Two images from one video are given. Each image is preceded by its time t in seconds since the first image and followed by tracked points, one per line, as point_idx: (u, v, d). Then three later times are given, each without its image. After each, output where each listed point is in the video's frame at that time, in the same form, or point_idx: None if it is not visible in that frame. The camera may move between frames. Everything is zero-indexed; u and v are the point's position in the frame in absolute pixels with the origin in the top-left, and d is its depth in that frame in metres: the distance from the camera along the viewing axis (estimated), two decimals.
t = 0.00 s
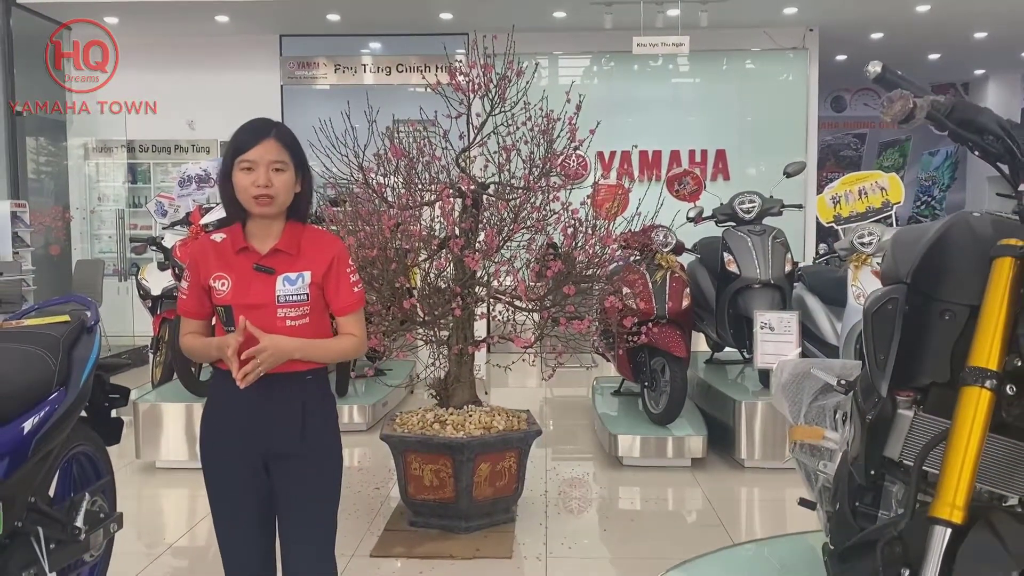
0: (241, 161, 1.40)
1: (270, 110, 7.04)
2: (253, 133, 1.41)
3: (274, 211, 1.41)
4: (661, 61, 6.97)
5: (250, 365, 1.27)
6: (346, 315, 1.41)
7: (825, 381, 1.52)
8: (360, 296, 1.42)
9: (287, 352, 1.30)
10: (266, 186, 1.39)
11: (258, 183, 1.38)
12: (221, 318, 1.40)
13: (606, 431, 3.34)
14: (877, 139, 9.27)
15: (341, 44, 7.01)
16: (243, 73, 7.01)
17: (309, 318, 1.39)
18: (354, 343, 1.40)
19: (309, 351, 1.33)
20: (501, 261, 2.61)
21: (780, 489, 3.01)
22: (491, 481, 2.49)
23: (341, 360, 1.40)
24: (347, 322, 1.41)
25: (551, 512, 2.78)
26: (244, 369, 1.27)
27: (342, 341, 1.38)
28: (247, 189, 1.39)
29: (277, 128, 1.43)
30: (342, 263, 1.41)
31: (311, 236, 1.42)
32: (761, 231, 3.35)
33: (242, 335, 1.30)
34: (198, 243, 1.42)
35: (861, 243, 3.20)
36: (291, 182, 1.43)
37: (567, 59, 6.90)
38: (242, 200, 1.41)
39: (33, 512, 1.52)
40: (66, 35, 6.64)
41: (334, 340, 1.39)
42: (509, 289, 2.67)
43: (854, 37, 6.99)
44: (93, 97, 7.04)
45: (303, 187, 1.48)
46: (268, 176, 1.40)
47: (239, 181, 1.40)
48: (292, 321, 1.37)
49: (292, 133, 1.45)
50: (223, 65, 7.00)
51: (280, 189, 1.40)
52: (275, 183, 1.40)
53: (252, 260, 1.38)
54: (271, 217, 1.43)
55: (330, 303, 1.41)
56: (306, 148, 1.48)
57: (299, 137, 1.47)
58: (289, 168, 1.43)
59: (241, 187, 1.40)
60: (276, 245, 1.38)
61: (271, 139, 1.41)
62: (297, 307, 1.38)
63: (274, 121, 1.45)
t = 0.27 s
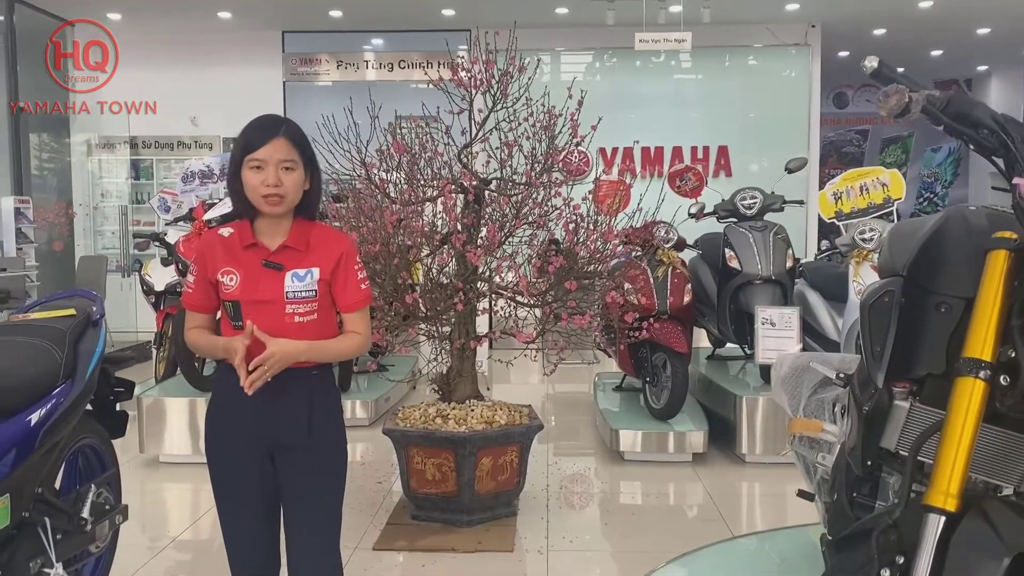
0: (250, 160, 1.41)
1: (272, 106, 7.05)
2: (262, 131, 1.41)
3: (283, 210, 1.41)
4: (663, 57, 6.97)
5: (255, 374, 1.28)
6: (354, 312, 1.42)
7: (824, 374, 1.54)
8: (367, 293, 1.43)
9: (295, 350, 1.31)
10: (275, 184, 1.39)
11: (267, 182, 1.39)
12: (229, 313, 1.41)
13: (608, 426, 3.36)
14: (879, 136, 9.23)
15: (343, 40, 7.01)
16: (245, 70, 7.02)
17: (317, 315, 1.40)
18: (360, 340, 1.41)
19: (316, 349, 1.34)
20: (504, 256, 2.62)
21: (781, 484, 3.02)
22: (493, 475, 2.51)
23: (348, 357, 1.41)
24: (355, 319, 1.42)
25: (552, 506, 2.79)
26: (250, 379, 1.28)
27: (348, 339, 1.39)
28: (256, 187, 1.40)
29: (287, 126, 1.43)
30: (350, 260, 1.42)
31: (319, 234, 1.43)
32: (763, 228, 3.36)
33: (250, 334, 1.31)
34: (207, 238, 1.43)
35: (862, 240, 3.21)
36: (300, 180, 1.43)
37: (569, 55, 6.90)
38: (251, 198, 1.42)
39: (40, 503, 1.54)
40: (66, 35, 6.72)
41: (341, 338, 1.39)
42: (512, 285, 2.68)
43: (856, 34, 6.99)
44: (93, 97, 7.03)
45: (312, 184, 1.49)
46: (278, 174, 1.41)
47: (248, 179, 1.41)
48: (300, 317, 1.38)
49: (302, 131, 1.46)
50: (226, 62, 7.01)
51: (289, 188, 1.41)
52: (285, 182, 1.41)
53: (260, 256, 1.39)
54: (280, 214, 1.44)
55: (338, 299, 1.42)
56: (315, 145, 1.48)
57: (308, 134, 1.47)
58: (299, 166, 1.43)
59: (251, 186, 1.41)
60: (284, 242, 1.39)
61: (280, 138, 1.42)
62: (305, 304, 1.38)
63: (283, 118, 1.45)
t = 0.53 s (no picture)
0: (259, 148, 1.41)
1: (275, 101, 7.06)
2: (270, 119, 1.42)
3: (291, 199, 1.42)
4: (666, 51, 6.95)
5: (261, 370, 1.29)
6: (362, 304, 1.42)
7: (824, 364, 1.56)
8: (375, 285, 1.42)
9: (304, 342, 1.30)
10: (283, 173, 1.40)
11: (275, 170, 1.40)
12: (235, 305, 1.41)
13: (610, 419, 3.37)
14: (882, 131, 9.13)
15: (346, 35, 6.99)
16: (247, 64, 7.02)
17: (324, 307, 1.40)
18: (367, 332, 1.41)
19: (325, 341, 1.34)
20: (505, 249, 2.63)
21: (782, 477, 3.04)
22: (494, 466, 2.53)
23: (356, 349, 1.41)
24: (363, 311, 1.42)
25: (554, 498, 2.81)
26: (260, 372, 1.29)
27: (356, 331, 1.39)
28: (264, 176, 1.40)
29: (295, 114, 1.44)
30: (357, 251, 1.41)
31: (327, 224, 1.43)
32: (765, 221, 3.37)
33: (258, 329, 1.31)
34: (213, 229, 1.43)
35: (864, 233, 3.23)
36: (308, 169, 1.44)
37: (572, 49, 6.89)
38: (259, 186, 1.43)
39: (45, 490, 1.56)
40: (65, 36, 6.81)
41: (349, 329, 1.39)
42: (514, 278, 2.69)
43: (859, 28, 6.96)
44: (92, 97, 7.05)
45: (319, 174, 1.50)
46: (286, 163, 1.41)
47: (256, 167, 1.42)
48: (307, 309, 1.38)
49: (309, 120, 1.47)
50: (228, 56, 7.01)
51: (297, 177, 1.42)
52: (293, 170, 1.42)
53: (267, 247, 1.40)
54: (287, 204, 1.44)
55: (345, 291, 1.42)
56: (322, 135, 1.49)
57: (315, 124, 1.48)
58: (307, 155, 1.44)
59: (259, 174, 1.41)
60: (291, 232, 1.39)
61: (289, 126, 1.42)
62: (312, 295, 1.38)
63: (291, 108, 1.46)
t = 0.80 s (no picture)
0: (270, 136, 1.41)
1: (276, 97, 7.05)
2: (282, 109, 1.42)
3: (301, 190, 1.42)
4: (669, 47, 6.94)
5: (270, 341, 1.27)
6: (369, 301, 1.41)
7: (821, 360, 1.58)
8: (383, 281, 1.42)
9: (310, 328, 1.30)
10: (294, 163, 1.41)
11: (286, 159, 1.40)
12: (239, 298, 1.40)
13: (610, 414, 3.37)
14: (884, 126, 9.11)
15: (347, 30, 6.98)
16: (248, 60, 7.02)
17: (331, 302, 1.39)
18: (374, 330, 1.40)
19: (332, 333, 1.33)
20: (505, 245, 2.63)
21: (782, 472, 3.04)
22: (494, 462, 2.53)
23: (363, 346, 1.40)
24: (370, 307, 1.41)
25: (554, 493, 2.82)
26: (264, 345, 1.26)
27: (363, 328, 1.38)
28: (275, 165, 1.41)
29: (307, 104, 1.44)
30: (366, 245, 1.42)
31: (335, 218, 1.43)
32: (765, 217, 3.37)
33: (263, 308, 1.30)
34: (219, 222, 1.43)
35: (864, 229, 3.20)
36: (319, 161, 1.44)
37: (574, 44, 6.88)
38: (269, 176, 1.43)
39: (47, 485, 1.57)
40: (66, 35, 6.80)
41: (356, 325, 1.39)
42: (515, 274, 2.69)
43: (861, 24, 6.94)
44: (93, 97, 7.01)
45: (329, 168, 1.50)
46: (298, 153, 1.42)
47: (267, 156, 1.42)
48: (314, 303, 1.37)
49: (322, 112, 1.47)
50: (230, 52, 7.01)
51: (308, 167, 1.42)
52: (304, 160, 1.42)
53: (274, 239, 1.39)
54: (296, 196, 1.44)
55: (353, 287, 1.41)
56: (333, 128, 1.50)
57: (327, 116, 1.48)
58: (318, 146, 1.44)
59: (269, 163, 1.41)
60: (299, 224, 1.39)
61: (301, 116, 1.43)
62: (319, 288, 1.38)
63: (303, 98, 1.46)
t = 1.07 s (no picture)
0: (292, 125, 1.39)
1: (278, 95, 7.05)
2: (307, 99, 1.40)
3: (319, 182, 1.40)
4: (671, 44, 6.93)
5: (289, 355, 1.23)
6: (381, 301, 1.41)
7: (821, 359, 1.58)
8: (396, 282, 1.41)
9: (326, 334, 1.27)
10: (316, 153, 1.38)
11: (309, 148, 1.38)
12: (250, 297, 1.37)
13: (612, 412, 3.38)
14: (887, 123, 9.09)
15: (349, 27, 6.97)
16: (250, 57, 7.02)
17: (343, 303, 1.37)
18: (386, 332, 1.40)
19: (346, 337, 1.31)
20: (507, 243, 2.64)
21: (784, 470, 3.04)
22: (496, 459, 2.54)
23: (374, 348, 1.39)
24: (380, 309, 1.41)
25: (556, 490, 2.83)
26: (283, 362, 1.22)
27: (375, 331, 1.38)
28: (296, 153, 1.38)
29: (330, 98, 1.43)
30: (380, 245, 1.40)
31: (349, 216, 1.41)
32: (767, 215, 3.37)
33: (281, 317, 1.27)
34: (230, 219, 1.40)
35: (865, 227, 3.20)
36: (340, 154, 1.42)
37: (575, 41, 6.88)
38: (287, 166, 1.41)
39: (52, 483, 1.59)
40: (66, 36, 6.88)
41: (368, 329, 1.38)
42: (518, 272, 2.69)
43: (864, 20, 6.92)
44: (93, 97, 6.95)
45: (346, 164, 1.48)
46: (320, 144, 1.40)
47: (288, 144, 1.40)
48: (326, 303, 1.35)
49: (343, 105, 1.46)
50: (232, 49, 7.01)
51: (329, 160, 1.40)
52: (325, 151, 1.40)
53: (287, 237, 1.37)
54: (312, 189, 1.42)
55: (365, 287, 1.40)
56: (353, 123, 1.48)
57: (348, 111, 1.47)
58: (340, 139, 1.43)
59: (290, 151, 1.39)
60: (314, 221, 1.37)
61: (325, 108, 1.41)
62: (332, 288, 1.36)
63: (324, 92, 1.45)
